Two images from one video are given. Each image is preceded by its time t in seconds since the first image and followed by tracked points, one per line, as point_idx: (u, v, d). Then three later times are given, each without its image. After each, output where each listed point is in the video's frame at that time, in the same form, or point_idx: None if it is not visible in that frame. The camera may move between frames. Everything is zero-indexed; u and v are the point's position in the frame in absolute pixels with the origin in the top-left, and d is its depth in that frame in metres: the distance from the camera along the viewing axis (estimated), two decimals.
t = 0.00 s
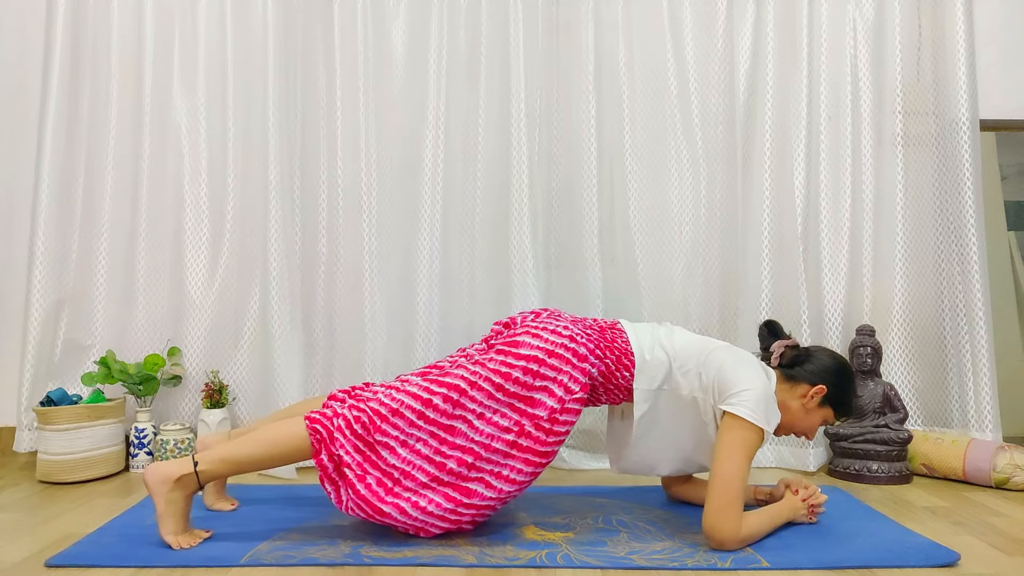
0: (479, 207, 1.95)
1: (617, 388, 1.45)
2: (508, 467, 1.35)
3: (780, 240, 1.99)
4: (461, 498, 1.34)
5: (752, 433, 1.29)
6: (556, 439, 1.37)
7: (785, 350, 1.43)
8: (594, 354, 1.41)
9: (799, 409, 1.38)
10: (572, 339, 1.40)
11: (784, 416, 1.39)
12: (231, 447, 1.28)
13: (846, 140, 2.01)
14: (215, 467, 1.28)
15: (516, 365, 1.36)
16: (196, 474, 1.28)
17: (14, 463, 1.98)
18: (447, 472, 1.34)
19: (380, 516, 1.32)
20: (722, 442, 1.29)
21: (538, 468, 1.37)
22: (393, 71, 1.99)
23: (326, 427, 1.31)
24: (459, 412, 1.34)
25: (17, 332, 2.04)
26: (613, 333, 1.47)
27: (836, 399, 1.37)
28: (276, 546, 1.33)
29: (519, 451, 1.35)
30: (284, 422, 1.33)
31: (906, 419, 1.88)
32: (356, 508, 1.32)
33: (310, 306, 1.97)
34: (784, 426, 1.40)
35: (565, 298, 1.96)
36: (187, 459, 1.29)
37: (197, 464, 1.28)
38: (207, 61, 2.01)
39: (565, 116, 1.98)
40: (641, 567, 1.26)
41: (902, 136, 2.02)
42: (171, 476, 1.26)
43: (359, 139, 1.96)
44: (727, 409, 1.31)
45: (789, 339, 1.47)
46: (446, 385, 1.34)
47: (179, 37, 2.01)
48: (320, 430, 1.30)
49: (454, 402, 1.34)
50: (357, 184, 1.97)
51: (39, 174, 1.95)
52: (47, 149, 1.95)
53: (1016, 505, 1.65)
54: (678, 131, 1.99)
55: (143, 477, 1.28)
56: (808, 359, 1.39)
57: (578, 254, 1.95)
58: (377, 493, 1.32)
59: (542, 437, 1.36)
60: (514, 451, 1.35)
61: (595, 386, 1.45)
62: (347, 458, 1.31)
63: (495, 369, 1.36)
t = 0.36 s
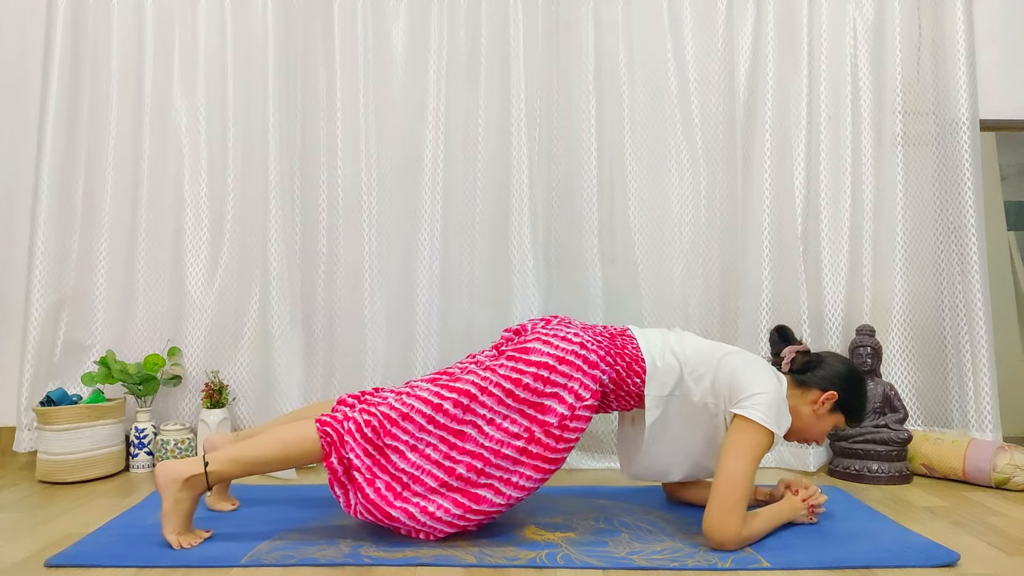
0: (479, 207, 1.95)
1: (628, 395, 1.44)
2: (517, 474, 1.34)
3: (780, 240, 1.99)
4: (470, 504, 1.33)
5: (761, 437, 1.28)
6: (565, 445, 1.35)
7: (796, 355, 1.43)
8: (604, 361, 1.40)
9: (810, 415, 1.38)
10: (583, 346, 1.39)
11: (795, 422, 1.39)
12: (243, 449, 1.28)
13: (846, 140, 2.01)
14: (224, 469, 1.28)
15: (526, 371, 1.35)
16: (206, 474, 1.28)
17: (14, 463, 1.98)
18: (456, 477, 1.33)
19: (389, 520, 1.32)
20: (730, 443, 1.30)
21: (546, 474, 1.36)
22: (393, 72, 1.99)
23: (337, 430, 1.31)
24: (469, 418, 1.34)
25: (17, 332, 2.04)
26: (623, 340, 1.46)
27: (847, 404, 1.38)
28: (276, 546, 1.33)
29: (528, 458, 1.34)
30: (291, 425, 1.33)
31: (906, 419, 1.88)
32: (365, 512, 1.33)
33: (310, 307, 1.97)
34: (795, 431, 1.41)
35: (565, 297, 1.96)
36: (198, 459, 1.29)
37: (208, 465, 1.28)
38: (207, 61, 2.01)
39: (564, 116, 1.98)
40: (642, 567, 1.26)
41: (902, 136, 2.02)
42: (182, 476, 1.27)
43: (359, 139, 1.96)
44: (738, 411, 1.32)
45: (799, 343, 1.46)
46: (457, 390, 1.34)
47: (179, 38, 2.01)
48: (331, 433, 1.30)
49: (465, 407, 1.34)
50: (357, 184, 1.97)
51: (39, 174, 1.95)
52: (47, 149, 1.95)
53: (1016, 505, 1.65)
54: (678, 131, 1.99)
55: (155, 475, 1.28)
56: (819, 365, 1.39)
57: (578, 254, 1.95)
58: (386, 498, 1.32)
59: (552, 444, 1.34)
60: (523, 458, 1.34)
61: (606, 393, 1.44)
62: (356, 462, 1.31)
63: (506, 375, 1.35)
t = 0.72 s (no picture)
0: (479, 206, 1.95)
1: (642, 404, 1.43)
2: (529, 484, 1.34)
3: (780, 239, 1.99)
4: (480, 513, 1.33)
5: (770, 443, 1.29)
6: (578, 455, 1.35)
7: (809, 365, 1.44)
8: (617, 371, 1.40)
9: (822, 424, 1.38)
10: (596, 356, 1.39)
11: (807, 430, 1.40)
12: (258, 453, 1.29)
13: (846, 141, 2.02)
14: (238, 474, 1.28)
15: (539, 381, 1.35)
16: (217, 478, 1.28)
17: (14, 463, 1.98)
18: (467, 486, 1.32)
19: (400, 528, 1.32)
20: (737, 446, 1.30)
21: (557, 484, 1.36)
22: (393, 72, 1.99)
23: (350, 437, 1.32)
24: (482, 426, 1.34)
25: (18, 332, 2.04)
26: (635, 349, 1.46)
27: (861, 415, 1.38)
28: (276, 546, 1.33)
29: (540, 468, 1.33)
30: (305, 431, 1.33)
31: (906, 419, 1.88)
32: (376, 520, 1.33)
33: (310, 306, 1.97)
34: (807, 440, 1.41)
35: (565, 297, 1.96)
36: (209, 462, 1.29)
37: (219, 469, 1.28)
38: (207, 61, 2.01)
39: (564, 116, 1.98)
40: (641, 567, 1.26)
41: (902, 136, 2.02)
42: (192, 481, 1.26)
43: (359, 139, 1.96)
44: (749, 416, 1.32)
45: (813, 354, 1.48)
46: (470, 398, 1.35)
47: (179, 38, 2.01)
48: (344, 440, 1.31)
49: (477, 415, 1.34)
50: (357, 184, 1.96)
51: (39, 174, 1.95)
52: (47, 150, 1.95)
53: (1015, 505, 1.65)
54: (679, 131, 1.99)
55: (165, 476, 1.28)
56: (832, 374, 1.40)
57: (579, 254, 1.95)
58: (398, 506, 1.32)
59: (564, 453, 1.34)
60: (535, 467, 1.33)
61: (618, 403, 1.43)
62: (369, 469, 1.32)
63: (519, 384, 1.35)
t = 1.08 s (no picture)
0: (479, 207, 1.96)
1: (652, 413, 1.44)
2: (538, 491, 1.34)
3: (780, 239, 1.98)
4: (489, 520, 1.32)
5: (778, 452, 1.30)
6: (587, 463, 1.35)
7: (821, 376, 1.45)
8: (628, 380, 1.40)
9: (832, 435, 1.40)
10: (606, 365, 1.38)
11: (817, 442, 1.41)
12: (270, 456, 1.28)
13: (846, 141, 2.02)
14: (250, 476, 1.27)
15: (549, 389, 1.35)
16: (228, 480, 1.27)
17: (14, 463, 1.98)
18: (476, 492, 1.32)
19: (408, 535, 1.33)
20: (742, 452, 1.31)
21: (565, 491, 1.36)
22: (393, 72, 1.99)
23: (361, 442, 1.32)
24: (492, 432, 1.33)
25: (18, 332, 2.04)
26: (645, 358, 1.46)
27: (870, 429, 1.39)
28: (276, 546, 1.33)
29: (549, 475, 1.33)
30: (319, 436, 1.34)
31: (906, 419, 1.87)
32: (384, 526, 1.33)
33: (309, 305, 1.97)
34: (816, 451, 1.42)
35: (565, 298, 1.96)
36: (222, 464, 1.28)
37: (231, 471, 1.27)
38: (207, 62, 2.01)
39: (564, 117, 1.98)
40: (642, 566, 1.26)
41: (902, 136, 2.02)
42: (203, 482, 1.26)
43: (359, 139, 1.96)
44: (760, 423, 1.34)
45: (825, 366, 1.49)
46: (480, 405, 1.35)
47: (179, 39, 2.01)
48: (355, 445, 1.31)
49: (487, 422, 1.34)
50: (357, 185, 1.96)
51: (39, 175, 1.95)
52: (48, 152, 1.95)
53: (1016, 505, 1.65)
54: (678, 131, 1.99)
55: (178, 473, 1.28)
56: (844, 387, 1.41)
57: (579, 254, 1.95)
58: (406, 513, 1.32)
59: (573, 461, 1.34)
60: (544, 474, 1.33)
61: (629, 412, 1.44)
62: (378, 475, 1.31)
63: (529, 391, 1.35)
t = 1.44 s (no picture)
0: (479, 207, 1.96)
1: (661, 425, 1.42)
2: (543, 501, 1.33)
3: (780, 238, 1.98)
4: (493, 530, 1.32)
5: (781, 460, 1.30)
6: (593, 475, 1.34)
7: (829, 388, 1.43)
8: (636, 392, 1.39)
9: (840, 448, 1.39)
10: (614, 376, 1.38)
11: (823, 454, 1.40)
12: (276, 460, 1.28)
13: (846, 141, 2.02)
14: (256, 478, 1.27)
15: (557, 400, 1.35)
16: (234, 482, 1.26)
17: (14, 463, 1.98)
18: (481, 501, 1.32)
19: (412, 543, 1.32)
20: (743, 458, 1.32)
21: (571, 502, 1.35)
22: (393, 72, 1.99)
23: (368, 448, 1.32)
24: (498, 442, 1.33)
25: (18, 332, 2.04)
26: (653, 369, 1.45)
27: (878, 442, 1.38)
28: (276, 546, 1.33)
29: (555, 486, 1.33)
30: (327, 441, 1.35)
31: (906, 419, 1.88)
32: (389, 533, 1.33)
33: (309, 304, 1.97)
34: (823, 463, 1.42)
35: (565, 298, 1.96)
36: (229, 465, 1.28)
37: (237, 474, 1.26)
38: (207, 62, 2.01)
39: (564, 117, 1.98)
40: (641, 566, 1.26)
41: (902, 136, 2.02)
42: (209, 484, 1.25)
43: (358, 139, 1.97)
44: (767, 431, 1.34)
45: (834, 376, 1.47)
46: (488, 414, 1.35)
47: (180, 39, 2.02)
48: (362, 451, 1.32)
49: (495, 431, 1.34)
50: (356, 185, 1.96)
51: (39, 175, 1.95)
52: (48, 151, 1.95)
53: (1016, 505, 1.65)
54: (678, 131, 1.99)
55: (184, 473, 1.28)
56: (852, 399, 1.40)
57: (579, 254, 1.95)
58: (411, 520, 1.32)
59: (580, 473, 1.33)
60: (550, 485, 1.33)
61: (637, 424, 1.42)
62: (385, 481, 1.32)
63: (537, 402, 1.35)
